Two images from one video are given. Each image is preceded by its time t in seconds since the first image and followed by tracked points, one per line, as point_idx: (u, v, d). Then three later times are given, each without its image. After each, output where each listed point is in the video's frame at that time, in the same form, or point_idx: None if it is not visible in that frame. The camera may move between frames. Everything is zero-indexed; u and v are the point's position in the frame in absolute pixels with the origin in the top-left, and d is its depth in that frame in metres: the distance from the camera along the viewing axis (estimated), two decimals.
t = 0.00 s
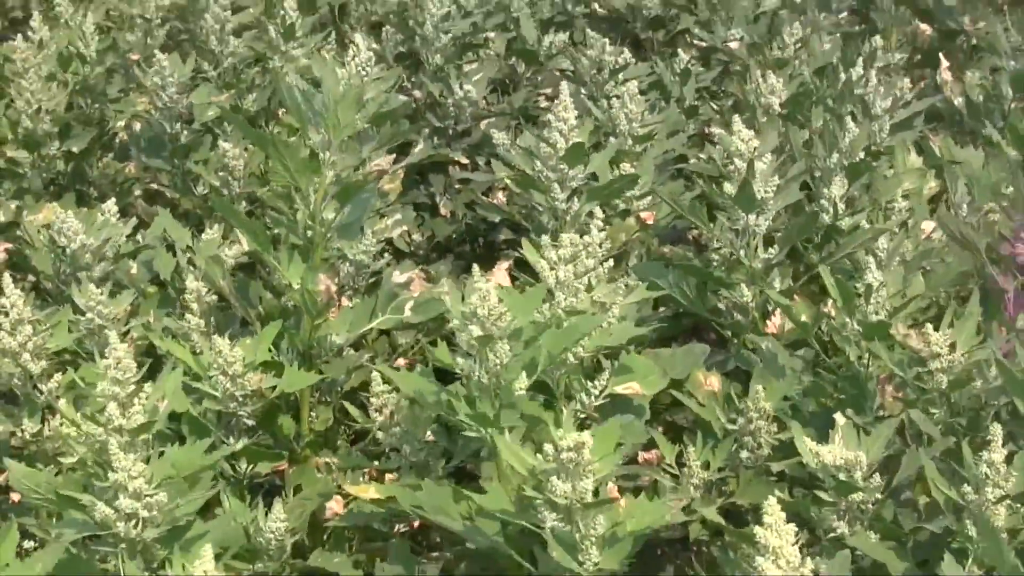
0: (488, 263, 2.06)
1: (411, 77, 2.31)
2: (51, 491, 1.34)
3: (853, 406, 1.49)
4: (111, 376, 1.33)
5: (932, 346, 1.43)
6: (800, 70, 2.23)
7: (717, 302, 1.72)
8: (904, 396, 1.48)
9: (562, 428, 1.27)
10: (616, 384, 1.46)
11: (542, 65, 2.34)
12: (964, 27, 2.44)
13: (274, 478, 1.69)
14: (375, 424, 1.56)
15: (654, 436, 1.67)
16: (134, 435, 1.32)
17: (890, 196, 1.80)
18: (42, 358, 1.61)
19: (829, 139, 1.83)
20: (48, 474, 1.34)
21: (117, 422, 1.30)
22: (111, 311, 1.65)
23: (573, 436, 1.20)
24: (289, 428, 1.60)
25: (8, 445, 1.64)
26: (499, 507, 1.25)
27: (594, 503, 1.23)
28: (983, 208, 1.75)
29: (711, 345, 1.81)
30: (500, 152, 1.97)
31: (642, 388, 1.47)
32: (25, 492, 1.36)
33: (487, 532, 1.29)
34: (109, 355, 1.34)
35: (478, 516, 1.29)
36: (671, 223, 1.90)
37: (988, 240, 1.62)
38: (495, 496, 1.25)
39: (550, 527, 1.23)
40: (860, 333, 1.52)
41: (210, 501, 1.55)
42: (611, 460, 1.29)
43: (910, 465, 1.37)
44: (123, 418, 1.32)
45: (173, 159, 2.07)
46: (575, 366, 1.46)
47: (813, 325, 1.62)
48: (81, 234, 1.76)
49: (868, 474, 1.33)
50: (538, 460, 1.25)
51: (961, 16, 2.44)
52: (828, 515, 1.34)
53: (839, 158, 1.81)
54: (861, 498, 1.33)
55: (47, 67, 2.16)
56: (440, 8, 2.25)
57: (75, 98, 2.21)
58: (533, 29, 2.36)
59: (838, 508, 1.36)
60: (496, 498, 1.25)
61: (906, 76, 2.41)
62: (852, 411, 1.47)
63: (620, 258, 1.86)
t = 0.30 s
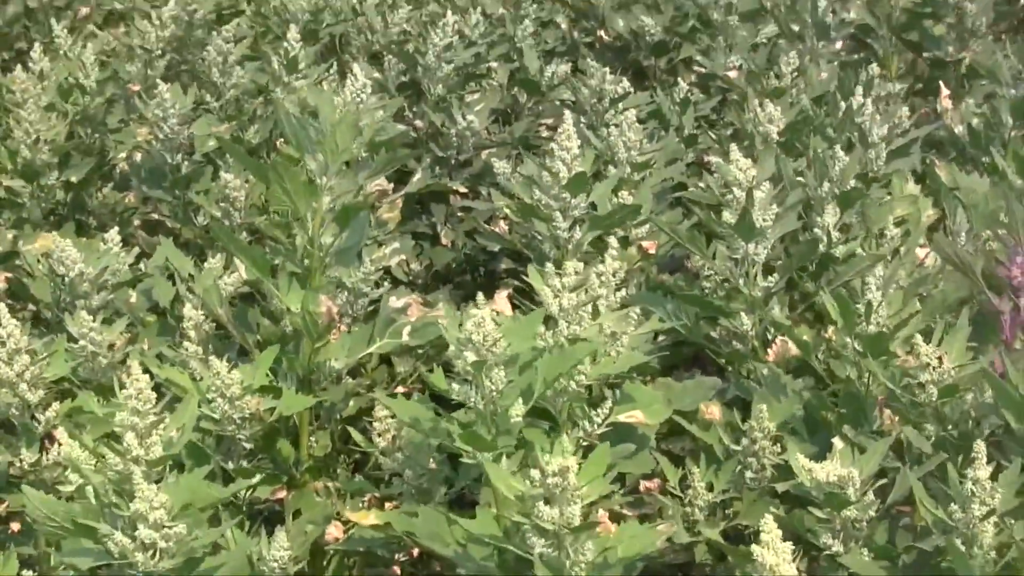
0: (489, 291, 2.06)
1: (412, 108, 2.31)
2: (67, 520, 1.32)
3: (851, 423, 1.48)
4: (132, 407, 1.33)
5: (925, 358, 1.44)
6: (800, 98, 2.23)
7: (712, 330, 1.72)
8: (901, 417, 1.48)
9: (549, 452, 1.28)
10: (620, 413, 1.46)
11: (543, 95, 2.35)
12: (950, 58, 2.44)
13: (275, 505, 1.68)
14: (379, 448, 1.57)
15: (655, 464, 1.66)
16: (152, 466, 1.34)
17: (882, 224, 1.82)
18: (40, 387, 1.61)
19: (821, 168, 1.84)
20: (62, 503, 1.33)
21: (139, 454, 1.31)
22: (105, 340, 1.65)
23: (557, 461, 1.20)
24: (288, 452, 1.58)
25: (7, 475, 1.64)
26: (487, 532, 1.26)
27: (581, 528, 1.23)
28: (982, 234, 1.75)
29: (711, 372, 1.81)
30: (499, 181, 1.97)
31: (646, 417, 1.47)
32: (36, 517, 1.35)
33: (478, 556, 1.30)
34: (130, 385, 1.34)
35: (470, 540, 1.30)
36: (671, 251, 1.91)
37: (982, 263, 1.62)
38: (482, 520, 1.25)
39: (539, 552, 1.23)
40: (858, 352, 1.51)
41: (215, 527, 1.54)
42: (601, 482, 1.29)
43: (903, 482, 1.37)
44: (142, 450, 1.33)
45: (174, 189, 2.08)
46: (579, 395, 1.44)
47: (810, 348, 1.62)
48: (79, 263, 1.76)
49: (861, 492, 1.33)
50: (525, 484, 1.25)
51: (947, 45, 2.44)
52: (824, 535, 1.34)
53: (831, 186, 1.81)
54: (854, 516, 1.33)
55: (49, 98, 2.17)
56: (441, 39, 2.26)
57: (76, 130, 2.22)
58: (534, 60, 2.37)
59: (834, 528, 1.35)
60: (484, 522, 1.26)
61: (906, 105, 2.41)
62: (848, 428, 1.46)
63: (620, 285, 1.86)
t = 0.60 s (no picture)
0: (489, 318, 2.07)
1: (413, 135, 2.32)
2: (63, 547, 1.31)
3: (855, 457, 1.48)
4: (127, 433, 1.35)
5: (930, 397, 1.44)
6: (801, 125, 2.24)
7: (720, 359, 1.72)
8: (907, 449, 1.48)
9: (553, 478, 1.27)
10: (618, 438, 1.46)
11: (543, 121, 2.35)
12: (955, 83, 2.44)
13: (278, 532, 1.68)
14: (378, 476, 1.59)
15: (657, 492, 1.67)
16: (148, 491, 1.34)
17: (887, 249, 1.81)
18: (43, 414, 1.61)
19: (822, 196, 1.84)
20: (59, 530, 1.31)
21: (135, 480, 1.31)
22: (108, 365, 1.65)
23: (562, 485, 1.20)
24: (293, 481, 1.58)
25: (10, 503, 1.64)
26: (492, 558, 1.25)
27: (587, 553, 1.23)
28: (982, 262, 1.75)
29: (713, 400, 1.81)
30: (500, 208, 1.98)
31: (645, 442, 1.47)
32: (29, 545, 1.33)
33: None
34: (124, 413, 1.36)
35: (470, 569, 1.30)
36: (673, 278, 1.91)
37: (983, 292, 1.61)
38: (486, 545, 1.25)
39: None
40: (861, 388, 1.51)
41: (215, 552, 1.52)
42: (605, 508, 1.29)
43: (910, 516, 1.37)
44: (138, 475, 1.33)
45: (176, 216, 2.08)
46: (577, 421, 1.45)
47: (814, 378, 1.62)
48: (81, 291, 1.76)
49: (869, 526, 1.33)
50: (528, 509, 1.25)
51: (953, 71, 2.44)
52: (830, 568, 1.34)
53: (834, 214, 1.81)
54: (859, 549, 1.33)
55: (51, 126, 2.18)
56: (442, 66, 2.27)
57: (78, 155, 2.22)
58: (534, 86, 2.38)
59: (841, 561, 1.35)
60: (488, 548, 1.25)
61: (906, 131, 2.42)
62: (851, 463, 1.47)
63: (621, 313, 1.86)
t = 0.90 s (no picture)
0: (491, 345, 2.06)
1: (414, 162, 2.32)
2: None
3: (859, 482, 1.48)
4: (132, 463, 1.37)
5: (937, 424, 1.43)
6: (802, 151, 2.24)
7: (722, 385, 1.71)
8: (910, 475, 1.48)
9: (561, 511, 1.29)
10: (624, 468, 1.46)
11: (545, 148, 2.35)
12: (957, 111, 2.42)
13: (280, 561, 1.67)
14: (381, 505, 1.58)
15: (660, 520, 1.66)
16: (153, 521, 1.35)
17: (887, 277, 1.81)
18: (45, 442, 1.61)
19: (823, 223, 1.84)
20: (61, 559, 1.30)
21: (138, 509, 1.32)
22: (112, 397, 1.64)
23: (571, 519, 1.23)
24: (294, 509, 1.58)
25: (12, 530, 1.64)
26: None
27: None
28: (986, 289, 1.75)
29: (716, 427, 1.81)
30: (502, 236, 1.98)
31: (651, 471, 1.46)
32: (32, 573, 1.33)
33: None
34: (130, 445, 1.38)
35: None
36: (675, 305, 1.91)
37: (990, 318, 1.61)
38: None
39: None
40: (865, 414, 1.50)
41: None
42: (613, 540, 1.29)
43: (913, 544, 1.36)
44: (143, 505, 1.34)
45: (178, 243, 2.08)
46: (584, 451, 1.45)
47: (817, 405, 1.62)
48: (82, 319, 1.76)
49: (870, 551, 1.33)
50: (537, 541, 1.27)
51: (955, 100, 2.42)
52: None
53: (835, 240, 1.81)
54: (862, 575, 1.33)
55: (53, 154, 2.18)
56: (443, 94, 2.27)
57: (80, 183, 2.23)
58: (535, 113, 2.38)
59: None
60: None
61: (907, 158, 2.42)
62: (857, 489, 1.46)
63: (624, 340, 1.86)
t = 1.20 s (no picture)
0: (495, 369, 2.07)
1: (417, 187, 2.33)
2: None
3: (860, 499, 1.47)
4: (139, 484, 1.39)
5: (935, 441, 1.43)
6: (804, 176, 2.25)
7: (724, 408, 1.71)
8: (911, 495, 1.48)
9: (562, 527, 1.30)
10: (626, 489, 1.46)
11: (548, 173, 2.36)
12: (953, 135, 2.44)
13: None
14: (385, 527, 1.58)
15: (663, 543, 1.66)
16: (160, 543, 1.35)
17: (889, 300, 1.82)
18: (48, 466, 1.61)
19: (826, 246, 1.85)
20: None
21: (145, 531, 1.33)
22: (113, 419, 1.64)
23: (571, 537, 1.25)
24: (297, 529, 1.58)
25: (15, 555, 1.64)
26: None
27: None
28: (989, 313, 1.75)
29: (719, 450, 1.81)
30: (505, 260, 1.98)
31: (655, 493, 1.46)
32: None
33: None
34: (135, 467, 1.40)
35: None
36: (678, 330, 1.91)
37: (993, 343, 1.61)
38: None
39: None
40: (867, 433, 1.52)
41: None
42: (613, 559, 1.29)
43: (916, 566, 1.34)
44: (149, 526, 1.34)
45: (182, 268, 2.09)
46: (584, 472, 1.45)
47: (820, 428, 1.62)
48: (86, 343, 1.76)
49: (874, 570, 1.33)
50: (537, 559, 1.27)
51: (954, 125, 2.44)
52: None
53: (839, 264, 1.82)
54: None
55: (57, 179, 2.19)
56: (447, 119, 2.28)
57: (83, 209, 2.24)
58: (539, 139, 2.39)
59: None
60: None
61: (908, 183, 2.43)
62: (858, 507, 1.46)
63: (626, 363, 1.87)
